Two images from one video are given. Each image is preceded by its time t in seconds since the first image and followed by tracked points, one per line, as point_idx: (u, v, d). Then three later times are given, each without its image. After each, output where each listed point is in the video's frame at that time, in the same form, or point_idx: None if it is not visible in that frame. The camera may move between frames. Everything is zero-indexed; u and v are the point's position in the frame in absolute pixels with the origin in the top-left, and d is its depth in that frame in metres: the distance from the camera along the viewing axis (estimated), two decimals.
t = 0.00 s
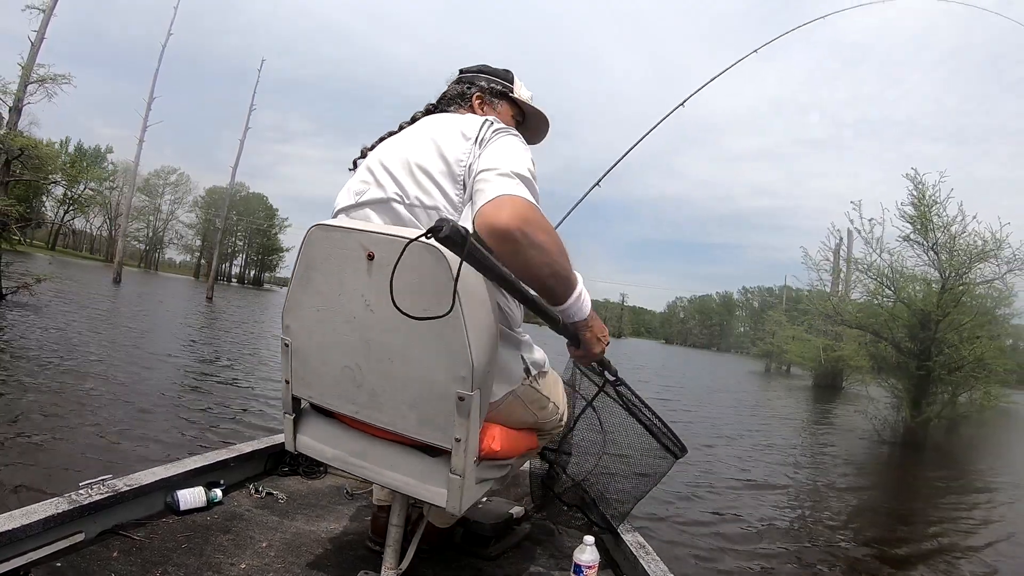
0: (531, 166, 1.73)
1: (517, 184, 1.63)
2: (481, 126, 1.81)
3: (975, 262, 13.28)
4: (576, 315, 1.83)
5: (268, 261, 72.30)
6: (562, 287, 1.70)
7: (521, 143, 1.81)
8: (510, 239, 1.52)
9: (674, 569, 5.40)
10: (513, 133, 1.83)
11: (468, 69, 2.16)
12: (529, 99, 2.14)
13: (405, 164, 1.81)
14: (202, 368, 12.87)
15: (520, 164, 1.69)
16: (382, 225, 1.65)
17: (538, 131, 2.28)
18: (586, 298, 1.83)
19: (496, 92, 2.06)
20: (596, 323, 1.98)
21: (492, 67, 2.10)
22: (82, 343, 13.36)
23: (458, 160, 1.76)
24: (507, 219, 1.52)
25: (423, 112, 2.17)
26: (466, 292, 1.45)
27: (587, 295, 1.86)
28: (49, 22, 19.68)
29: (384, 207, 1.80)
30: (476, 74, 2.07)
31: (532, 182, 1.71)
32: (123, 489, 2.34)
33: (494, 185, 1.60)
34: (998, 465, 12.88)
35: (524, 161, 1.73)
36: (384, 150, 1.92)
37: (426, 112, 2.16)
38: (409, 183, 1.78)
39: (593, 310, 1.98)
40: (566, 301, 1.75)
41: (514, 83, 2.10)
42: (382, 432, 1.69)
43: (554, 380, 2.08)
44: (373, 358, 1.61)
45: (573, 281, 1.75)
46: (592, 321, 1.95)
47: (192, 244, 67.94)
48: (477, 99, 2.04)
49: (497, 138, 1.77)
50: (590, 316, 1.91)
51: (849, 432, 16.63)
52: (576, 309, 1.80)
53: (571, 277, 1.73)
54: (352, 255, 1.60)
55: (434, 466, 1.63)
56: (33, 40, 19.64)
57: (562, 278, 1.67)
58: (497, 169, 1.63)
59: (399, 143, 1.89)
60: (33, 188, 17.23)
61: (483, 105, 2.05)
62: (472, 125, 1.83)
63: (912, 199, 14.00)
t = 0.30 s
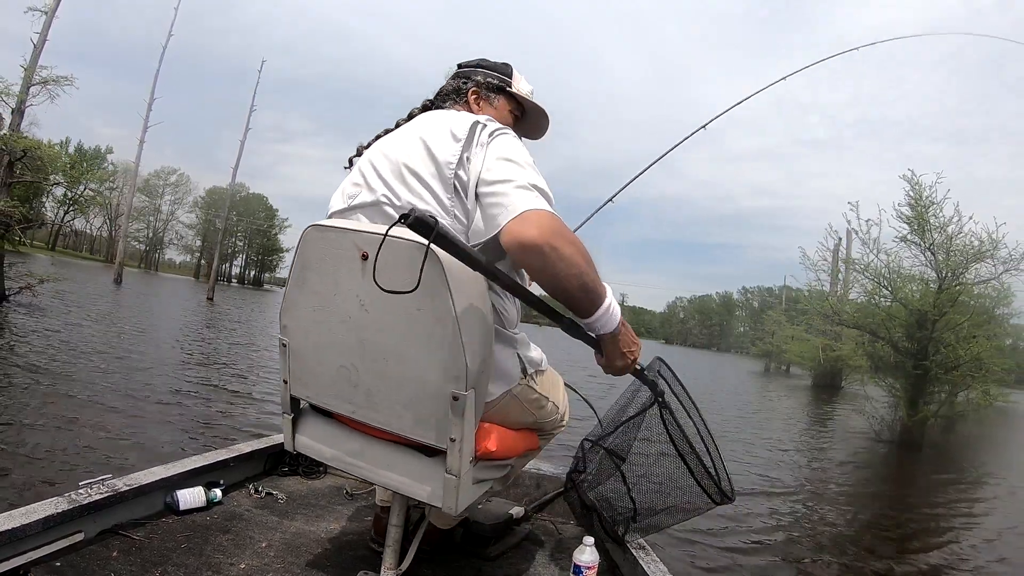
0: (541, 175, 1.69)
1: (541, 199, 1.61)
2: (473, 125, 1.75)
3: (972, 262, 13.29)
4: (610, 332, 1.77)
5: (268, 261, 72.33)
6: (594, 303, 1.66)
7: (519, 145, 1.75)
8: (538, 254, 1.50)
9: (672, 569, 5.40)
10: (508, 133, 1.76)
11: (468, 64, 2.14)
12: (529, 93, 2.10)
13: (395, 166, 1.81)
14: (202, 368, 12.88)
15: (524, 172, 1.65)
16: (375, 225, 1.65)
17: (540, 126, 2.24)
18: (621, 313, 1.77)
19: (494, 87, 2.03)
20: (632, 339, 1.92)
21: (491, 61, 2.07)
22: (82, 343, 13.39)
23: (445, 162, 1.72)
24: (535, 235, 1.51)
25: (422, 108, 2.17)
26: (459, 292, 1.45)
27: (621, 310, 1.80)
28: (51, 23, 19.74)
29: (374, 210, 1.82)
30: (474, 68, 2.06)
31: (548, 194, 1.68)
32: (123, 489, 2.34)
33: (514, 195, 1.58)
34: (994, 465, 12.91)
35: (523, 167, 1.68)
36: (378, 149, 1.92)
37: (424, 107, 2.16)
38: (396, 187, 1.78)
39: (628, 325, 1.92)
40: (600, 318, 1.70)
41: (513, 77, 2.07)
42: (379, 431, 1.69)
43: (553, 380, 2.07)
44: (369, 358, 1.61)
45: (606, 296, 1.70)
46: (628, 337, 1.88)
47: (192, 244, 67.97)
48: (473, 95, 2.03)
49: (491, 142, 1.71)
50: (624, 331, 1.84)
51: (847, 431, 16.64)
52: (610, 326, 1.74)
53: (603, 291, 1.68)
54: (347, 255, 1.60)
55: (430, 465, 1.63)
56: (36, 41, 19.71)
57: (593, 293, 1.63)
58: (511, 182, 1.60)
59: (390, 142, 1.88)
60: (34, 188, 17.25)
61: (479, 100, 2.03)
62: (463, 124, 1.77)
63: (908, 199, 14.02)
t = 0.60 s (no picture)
0: (548, 183, 1.67)
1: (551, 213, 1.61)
2: (473, 127, 1.74)
3: (969, 262, 13.33)
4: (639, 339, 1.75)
5: (268, 262, 72.40)
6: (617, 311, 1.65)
7: (522, 148, 1.74)
8: (550, 269, 1.51)
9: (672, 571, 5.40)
10: (509, 134, 1.75)
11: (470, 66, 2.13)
12: (531, 94, 2.09)
13: (395, 168, 1.81)
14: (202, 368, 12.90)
15: (530, 179, 1.64)
16: (375, 225, 1.65)
17: (544, 127, 2.23)
18: (647, 318, 1.75)
19: (495, 87, 2.03)
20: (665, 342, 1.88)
21: (493, 62, 2.07)
22: (83, 343, 13.42)
23: (444, 163, 1.71)
24: (546, 250, 1.51)
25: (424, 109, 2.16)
26: (460, 291, 1.45)
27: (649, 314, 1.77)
28: (53, 25, 19.82)
29: (374, 213, 1.82)
30: (475, 69, 2.06)
31: (556, 207, 1.66)
32: (123, 491, 2.34)
33: (522, 209, 1.56)
34: (991, 465, 12.94)
35: (526, 171, 1.67)
36: (379, 150, 1.91)
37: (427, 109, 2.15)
38: (396, 189, 1.78)
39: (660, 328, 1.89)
40: (624, 327, 1.69)
41: (515, 77, 2.06)
42: (379, 431, 1.69)
43: (555, 383, 2.07)
44: (370, 359, 1.61)
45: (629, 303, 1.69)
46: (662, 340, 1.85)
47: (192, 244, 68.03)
48: (474, 96, 2.03)
49: (492, 144, 1.69)
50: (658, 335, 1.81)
51: (845, 430, 16.69)
52: (638, 334, 1.72)
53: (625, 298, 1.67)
54: (349, 255, 1.60)
55: (430, 466, 1.63)
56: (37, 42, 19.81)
57: (615, 302, 1.63)
58: (516, 195, 1.58)
59: (392, 143, 1.89)
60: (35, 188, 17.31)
61: (480, 101, 2.03)
62: (463, 124, 1.76)
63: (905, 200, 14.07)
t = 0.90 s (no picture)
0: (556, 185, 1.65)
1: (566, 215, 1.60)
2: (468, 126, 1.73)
3: (966, 263, 13.34)
4: (658, 353, 1.69)
5: (268, 262, 72.44)
6: (636, 318, 1.60)
7: (521, 146, 1.71)
8: (567, 266, 1.49)
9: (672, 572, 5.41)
10: (505, 132, 1.73)
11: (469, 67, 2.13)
12: (530, 93, 2.09)
13: (391, 169, 1.81)
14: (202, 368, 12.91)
15: (536, 180, 1.61)
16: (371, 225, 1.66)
17: (543, 126, 2.23)
18: (669, 331, 1.69)
19: (493, 86, 2.03)
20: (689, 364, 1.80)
21: (491, 61, 2.06)
22: (84, 343, 13.45)
23: (438, 163, 1.72)
24: (564, 245, 1.50)
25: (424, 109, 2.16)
26: (455, 290, 1.44)
27: (671, 329, 1.72)
28: (56, 27, 19.85)
29: (371, 213, 1.83)
30: (474, 69, 2.06)
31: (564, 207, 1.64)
32: (123, 492, 2.34)
33: (537, 209, 1.55)
34: (988, 463, 12.97)
35: (524, 170, 1.66)
36: (375, 151, 1.91)
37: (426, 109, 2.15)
38: (392, 191, 1.78)
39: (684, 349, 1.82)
40: (642, 337, 1.63)
41: (513, 76, 2.05)
42: (376, 431, 1.69)
43: (555, 383, 2.07)
44: (366, 358, 1.61)
45: (649, 313, 1.64)
46: (685, 360, 1.78)
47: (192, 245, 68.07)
48: (472, 95, 2.03)
49: (491, 143, 1.68)
50: (680, 354, 1.74)
51: (844, 430, 16.69)
52: (657, 345, 1.66)
53: (645, 307, 1.63)
54: (344, 255, 1.60)
55: (427, 465, 1.63)
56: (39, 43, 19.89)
57: (634, 309, 1.58)
58: (527, 196, 1.56)
59: (387, 144, 1.89)
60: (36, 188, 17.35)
61: (478, 101, 2.03)
62: (458, 124, 1.76)
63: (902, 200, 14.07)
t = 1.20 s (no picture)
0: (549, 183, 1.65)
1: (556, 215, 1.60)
2: (461, 125, 1.74)
3: (963, 263, 13.37)
4: (646, 363, 1.65)
5: (268, 261, 72.45)
6: (621, 324, 1.58)
7: (515, 144, 1.71)
8: (550, 263, 1.49)
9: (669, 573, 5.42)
10: (499, 130, 1.73)
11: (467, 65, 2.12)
12: (529, 91, 2.08)
13: (386, 169, 1.82)
14: (202, 368, 12.92)
15: (527, 178, 1.61)
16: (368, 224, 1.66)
17: (542, 124, 2.23)
18: (658, 341, 1.65)
19: (490, 85, 2.03)
20: (682, 380, 1.75)
21: (489, 59, 2.06)
22: (84, 343, 13.46)
23: (431, 161, 1.72)
24: (548, 241, 1.51)
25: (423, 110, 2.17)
26: (451, 291, 1.44)
27: (660, 339, 1.68)
28: (58, 28, 19.90)
29: (368, 213, 1.84)
30: (471, 68, 2.06)
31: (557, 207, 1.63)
32: (123, 491, 2.34)
33: (526, 208, 1.54)
34: (984, 463, 13.02)
35: (518, 168, 1.65)
36: (372, 152, 1.92)
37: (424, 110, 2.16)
38: (388, 190, 1.78)
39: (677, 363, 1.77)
40: (628, 344, 1.60)
41: (511, 74, 2.05)
42: (374, 430, 1.69)
43: (555, 383, 2.07)
44: (364, 357, 1.61)
45: (636, 321, 1.61)
46: (677, 375, 1.73)
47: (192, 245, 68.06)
48: (469, 94, 2.03)
49: (484, 142, 1.68)
50: (670, 367, 1.70)
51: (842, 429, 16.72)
52: (644, 355, 1.63)
53: (632, 314, 1.60)
54: (341, 255, 1.60)
55: (424, 466, 1.63)
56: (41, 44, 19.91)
57: (617, 314, 1.56)
58: (514, 194, 1.56)
59: (384, 144, 1.89)
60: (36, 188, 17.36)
61: (475, 99, 2.03)
62: (452, 123, 1.77)
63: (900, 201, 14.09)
